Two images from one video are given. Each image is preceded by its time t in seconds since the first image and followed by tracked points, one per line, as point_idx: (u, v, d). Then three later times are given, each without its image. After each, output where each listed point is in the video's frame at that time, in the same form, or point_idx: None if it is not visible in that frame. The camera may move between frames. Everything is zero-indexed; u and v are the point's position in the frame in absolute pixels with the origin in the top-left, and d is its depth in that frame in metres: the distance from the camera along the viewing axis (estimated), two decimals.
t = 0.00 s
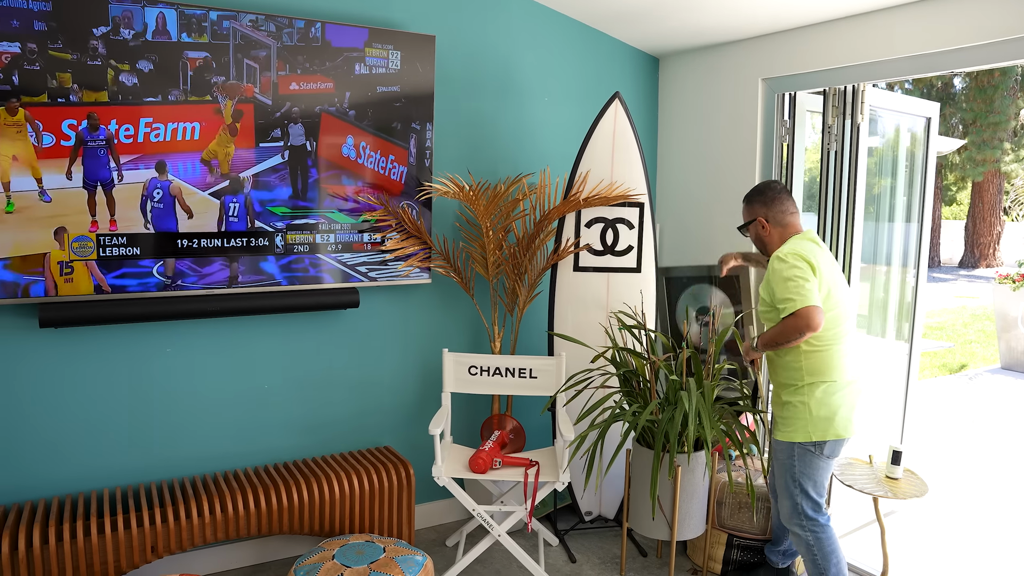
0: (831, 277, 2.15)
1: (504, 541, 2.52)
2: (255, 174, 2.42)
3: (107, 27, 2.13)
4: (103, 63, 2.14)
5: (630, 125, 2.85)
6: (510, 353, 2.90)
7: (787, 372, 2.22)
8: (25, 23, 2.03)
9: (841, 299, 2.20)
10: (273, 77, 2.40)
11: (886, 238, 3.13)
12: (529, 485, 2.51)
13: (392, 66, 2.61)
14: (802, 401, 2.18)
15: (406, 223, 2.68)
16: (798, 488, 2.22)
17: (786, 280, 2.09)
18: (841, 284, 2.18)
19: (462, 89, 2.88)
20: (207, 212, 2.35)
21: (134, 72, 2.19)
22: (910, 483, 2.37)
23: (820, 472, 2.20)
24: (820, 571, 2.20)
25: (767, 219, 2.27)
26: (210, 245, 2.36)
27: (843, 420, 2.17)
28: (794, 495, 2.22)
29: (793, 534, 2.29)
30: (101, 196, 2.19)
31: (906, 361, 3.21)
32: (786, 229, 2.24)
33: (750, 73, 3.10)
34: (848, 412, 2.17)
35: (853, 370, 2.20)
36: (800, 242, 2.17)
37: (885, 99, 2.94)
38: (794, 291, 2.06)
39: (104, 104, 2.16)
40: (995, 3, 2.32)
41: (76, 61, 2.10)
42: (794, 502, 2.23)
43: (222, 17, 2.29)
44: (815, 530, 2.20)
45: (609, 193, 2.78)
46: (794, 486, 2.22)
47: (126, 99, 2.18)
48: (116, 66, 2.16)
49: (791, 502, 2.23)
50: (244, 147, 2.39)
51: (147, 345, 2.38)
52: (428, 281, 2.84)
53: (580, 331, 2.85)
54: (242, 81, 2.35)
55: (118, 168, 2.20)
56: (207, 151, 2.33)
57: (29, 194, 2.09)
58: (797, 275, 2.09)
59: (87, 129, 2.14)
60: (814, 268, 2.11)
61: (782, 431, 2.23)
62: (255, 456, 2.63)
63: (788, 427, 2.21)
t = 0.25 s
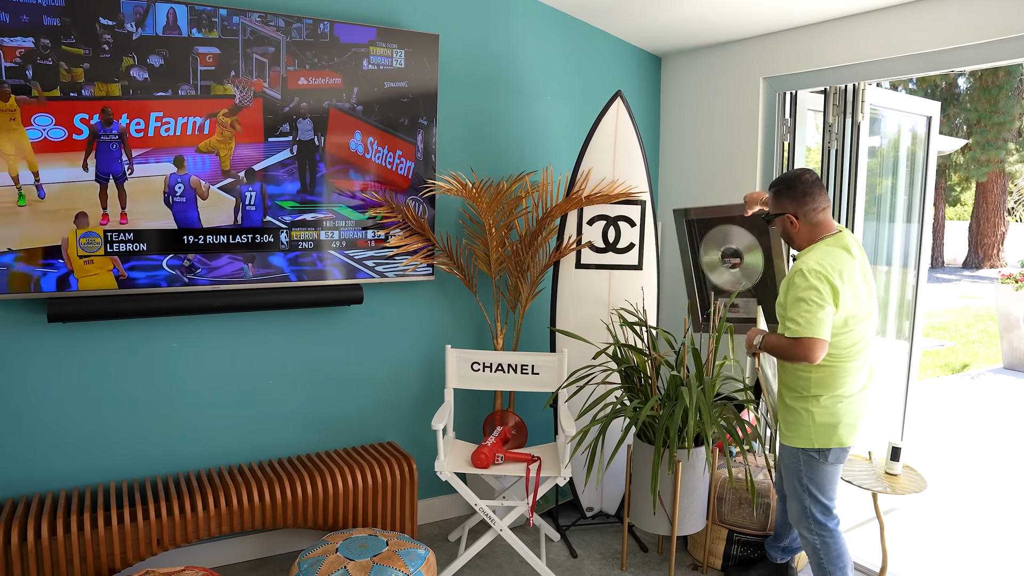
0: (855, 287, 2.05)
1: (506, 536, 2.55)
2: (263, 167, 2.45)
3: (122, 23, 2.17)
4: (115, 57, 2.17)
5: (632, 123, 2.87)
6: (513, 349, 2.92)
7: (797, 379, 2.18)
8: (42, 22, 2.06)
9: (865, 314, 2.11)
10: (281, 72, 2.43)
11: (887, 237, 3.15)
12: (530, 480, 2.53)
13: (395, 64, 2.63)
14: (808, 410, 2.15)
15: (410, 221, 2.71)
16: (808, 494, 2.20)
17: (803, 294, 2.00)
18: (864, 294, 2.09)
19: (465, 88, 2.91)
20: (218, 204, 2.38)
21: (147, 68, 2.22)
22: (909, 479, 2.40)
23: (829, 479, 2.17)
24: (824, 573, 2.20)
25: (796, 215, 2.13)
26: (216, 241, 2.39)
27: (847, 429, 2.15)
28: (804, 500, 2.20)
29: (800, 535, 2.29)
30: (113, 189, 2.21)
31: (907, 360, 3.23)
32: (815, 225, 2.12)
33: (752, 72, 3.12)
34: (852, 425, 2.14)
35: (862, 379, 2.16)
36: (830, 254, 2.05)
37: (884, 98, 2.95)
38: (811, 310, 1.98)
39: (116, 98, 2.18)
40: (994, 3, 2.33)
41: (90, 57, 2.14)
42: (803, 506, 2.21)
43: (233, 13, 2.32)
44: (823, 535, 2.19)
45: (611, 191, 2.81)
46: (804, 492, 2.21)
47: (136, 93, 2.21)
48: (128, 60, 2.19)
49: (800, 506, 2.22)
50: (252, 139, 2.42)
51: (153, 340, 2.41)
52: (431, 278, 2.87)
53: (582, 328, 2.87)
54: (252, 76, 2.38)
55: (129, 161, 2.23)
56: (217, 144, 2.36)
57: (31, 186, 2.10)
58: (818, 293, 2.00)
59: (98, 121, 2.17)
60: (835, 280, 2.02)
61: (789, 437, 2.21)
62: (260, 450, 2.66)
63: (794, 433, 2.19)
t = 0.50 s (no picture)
0: (867, 294, 2.03)
1: (506, 532, 2.57)
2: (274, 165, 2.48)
3: (141, 26, 2.21)
4: (130, 58, 2.20)
5: (631, 123, 2.90)
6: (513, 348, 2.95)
7: (803, 381, 2.21)
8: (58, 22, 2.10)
9: (876, 323, 2.09)
10: (293, 72, 2.47)
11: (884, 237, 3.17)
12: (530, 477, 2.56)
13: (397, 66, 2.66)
14: (810, 412, 2.17)
15: (411, 220, 2.73)
16: (811, 494, 2.22)
17: (802, 299, 2.00)
18: (878, 301, 2.06)
19: (466, 89, 2.93)
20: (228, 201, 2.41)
21: (161, 68, 2.25)
22: (906, 477, 2.42)
23: (831, 481, 2.19)
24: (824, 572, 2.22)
25: (815, 217, 2.08)
26: (218, 240, 2.41)
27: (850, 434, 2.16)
28: (807, 501, 2.23)
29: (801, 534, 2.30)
30: (125, 185, 2.24)
31: (904, 359, 3.27)
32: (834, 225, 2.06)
33: (751, 73, 3.15)
34: (856, 431, 2.15)
35: (869, 386, 2.16)
36: (842, 264, 2.01)
37: (880, 98, 2.97)
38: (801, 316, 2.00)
39: (130, 98, 2.22)
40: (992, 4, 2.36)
41: (106, 57, 2.17)
42: (805, 506, 2.24)
43: (245, 15, 2.36)
44: (824, 535, 2.21)
45: (610, 191, 2.82)
46: (806, 492, 2.24)
47: (150, 92, 2.25)
48: (142, 60, 2.22)
49: (803, 505, 2.25)
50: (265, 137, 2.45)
51: (157, 337, 2.44)
52: (433, 277, 2.90)
53: (582, 326, 2.90)
54: (264, 76, 2.42)
55: (141, 160, 2.26)
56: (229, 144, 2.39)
57: (38, 183, 2.13)
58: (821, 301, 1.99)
59: (114, 120, 2.20)
60: (846, 287, 2.00)
61: (790, 436, 2.25)
62: (263, 447, 2.68)
63: (796, 433, 2.23)
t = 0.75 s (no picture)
0: (863, 294, 2.05)
1: (507, 528, 2.59)
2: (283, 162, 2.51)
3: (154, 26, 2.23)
4: (143, 57, 2.23)
5: (631, 121, 2.92)
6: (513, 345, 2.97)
7: (801, 379, 2.22)
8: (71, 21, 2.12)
9: (873, 324, 2.09)
10: (301, 71, 2.49)
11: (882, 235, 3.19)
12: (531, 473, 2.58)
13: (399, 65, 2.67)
14: (807, 411, 2.19)
15: (412, 217, 2.75)
16: (806, 490, 2.25)
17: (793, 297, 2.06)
18: (875, 301, 2.07)
19: (467, 87, 2.95)
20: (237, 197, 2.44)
21: (172, 67, 2.28)
22: (903, 471, 2.43)
23: (827, 478, 2.21)
24: (820, 567, 2.24)
25: (819, 215, 2.09)
26: (219, 238, 2.43)
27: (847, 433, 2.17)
28: (802, 496, 2.26)
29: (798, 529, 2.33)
30: (137, 180, 2.27)
31: (902, 357, 3.29)
32: (836, 225, 2.08)
33: (750, 72, 3.17)
34: (852, 430, 2.17)
35: (866, 385, 2.17)
36: (834, 264, 2.04)
37: (877, 96, 2.97)
38: (791, 316, 2.06)
39: (143, 96, 2.25)
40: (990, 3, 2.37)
41: (116, 56, 2.19)
42: (801, 502, 2.27)
43: (254, 15, 2.38)
44: (819, 530, 2.23)
45: (609, 189, 2.84)
46: (803, 488, 2.26)
47: (163, 90, 2.27)
48: (154, 59, 2.25)
49: (799, 502, 2.27)
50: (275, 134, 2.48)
51: (161, 334, 2.46)
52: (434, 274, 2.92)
53: (582, 324, 2.92)
54: (272, 74, 2.44)
55: (151, 156, 2.28)
56: (239, 141, 2.42)
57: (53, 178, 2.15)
58: (813, 303, 2.04)
59: (126, 117, 2.23)
60: (841, 286, 2.02)
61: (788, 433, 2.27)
62: (265, 443, 2.71)
63: (793, 430, 2.25)
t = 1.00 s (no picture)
0: (857, 292, 2.07)
1: (509, 525, 2.62)
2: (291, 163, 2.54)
3: (172, 33, 2.28)
4: (160, 62, 2.27)
5: (632, 122, 2.94)
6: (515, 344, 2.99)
7: (797, 376, 2.26)
8: (92, 29, 2.17)
9: (865, 323, 2.11)
10: (310, 75, 2.52)
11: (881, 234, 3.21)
12: (533, 470, 2.60)
13: (402, 66, 2.69)
14: (801, 408, 2.22)
15: (415, 216, 2.77)
16: (801, 485, 2.28)
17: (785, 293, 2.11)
18: (868, 298, 2.09)
19: (470, 88, 2.97)
20: (246, 198, 2.47)
21: (188, 72, 2.32)
22: (902, 469, 2.45)
23: (822, 475, 2.24)
24: (818, 563, 2.26)
25: (815, 213, 2.12)
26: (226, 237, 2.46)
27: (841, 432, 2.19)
28: (798, 492, 2.29)
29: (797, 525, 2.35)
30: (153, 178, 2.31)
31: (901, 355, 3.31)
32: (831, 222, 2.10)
33: (750, 72, 3.18)
34: (845, 428, 2.18)
35: (862, 384, 2.19)
36: (825, 262, 2.07)
37: (876, 97, 2.99)
38: (780, 312, 2.12)
39: (161, 98, 2.29)
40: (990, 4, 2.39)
41: (132, 61, 2.23)
42: (797, 497, 2.29)
43: (266, 21, 2.42)
44: (816, 526, 2.25)
45: (610, 188, 2.86)
46: (799, 484, 2.29)
47: (180, 95, 2.31)
48: (171, 64, 2.29)
49: (796, 497, 2.30)
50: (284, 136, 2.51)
51: (166, 332, 2.48)
52: (436, 273, 2.94)
53: (584, 322, 2.94)
54: (282, 78, 2.47)
55: (170, 154, 2.33)
56: (251, 142, 2.45)
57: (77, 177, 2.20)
58: (802, 299, 2.09)
59: (144, 119, 2.27)
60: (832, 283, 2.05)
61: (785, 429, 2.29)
62: (269, 441, 2.73)
63: (787, 427, 2.28)
